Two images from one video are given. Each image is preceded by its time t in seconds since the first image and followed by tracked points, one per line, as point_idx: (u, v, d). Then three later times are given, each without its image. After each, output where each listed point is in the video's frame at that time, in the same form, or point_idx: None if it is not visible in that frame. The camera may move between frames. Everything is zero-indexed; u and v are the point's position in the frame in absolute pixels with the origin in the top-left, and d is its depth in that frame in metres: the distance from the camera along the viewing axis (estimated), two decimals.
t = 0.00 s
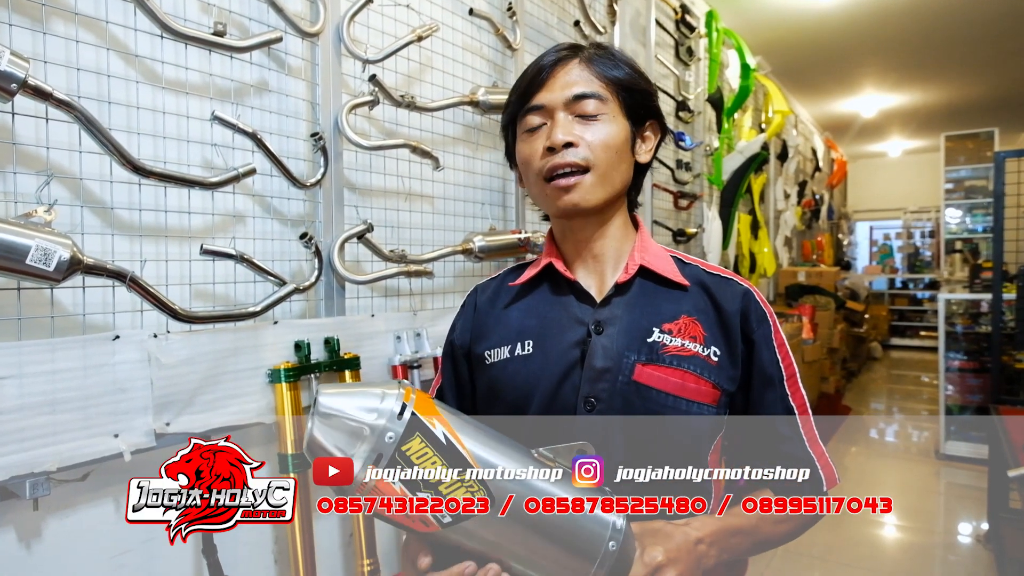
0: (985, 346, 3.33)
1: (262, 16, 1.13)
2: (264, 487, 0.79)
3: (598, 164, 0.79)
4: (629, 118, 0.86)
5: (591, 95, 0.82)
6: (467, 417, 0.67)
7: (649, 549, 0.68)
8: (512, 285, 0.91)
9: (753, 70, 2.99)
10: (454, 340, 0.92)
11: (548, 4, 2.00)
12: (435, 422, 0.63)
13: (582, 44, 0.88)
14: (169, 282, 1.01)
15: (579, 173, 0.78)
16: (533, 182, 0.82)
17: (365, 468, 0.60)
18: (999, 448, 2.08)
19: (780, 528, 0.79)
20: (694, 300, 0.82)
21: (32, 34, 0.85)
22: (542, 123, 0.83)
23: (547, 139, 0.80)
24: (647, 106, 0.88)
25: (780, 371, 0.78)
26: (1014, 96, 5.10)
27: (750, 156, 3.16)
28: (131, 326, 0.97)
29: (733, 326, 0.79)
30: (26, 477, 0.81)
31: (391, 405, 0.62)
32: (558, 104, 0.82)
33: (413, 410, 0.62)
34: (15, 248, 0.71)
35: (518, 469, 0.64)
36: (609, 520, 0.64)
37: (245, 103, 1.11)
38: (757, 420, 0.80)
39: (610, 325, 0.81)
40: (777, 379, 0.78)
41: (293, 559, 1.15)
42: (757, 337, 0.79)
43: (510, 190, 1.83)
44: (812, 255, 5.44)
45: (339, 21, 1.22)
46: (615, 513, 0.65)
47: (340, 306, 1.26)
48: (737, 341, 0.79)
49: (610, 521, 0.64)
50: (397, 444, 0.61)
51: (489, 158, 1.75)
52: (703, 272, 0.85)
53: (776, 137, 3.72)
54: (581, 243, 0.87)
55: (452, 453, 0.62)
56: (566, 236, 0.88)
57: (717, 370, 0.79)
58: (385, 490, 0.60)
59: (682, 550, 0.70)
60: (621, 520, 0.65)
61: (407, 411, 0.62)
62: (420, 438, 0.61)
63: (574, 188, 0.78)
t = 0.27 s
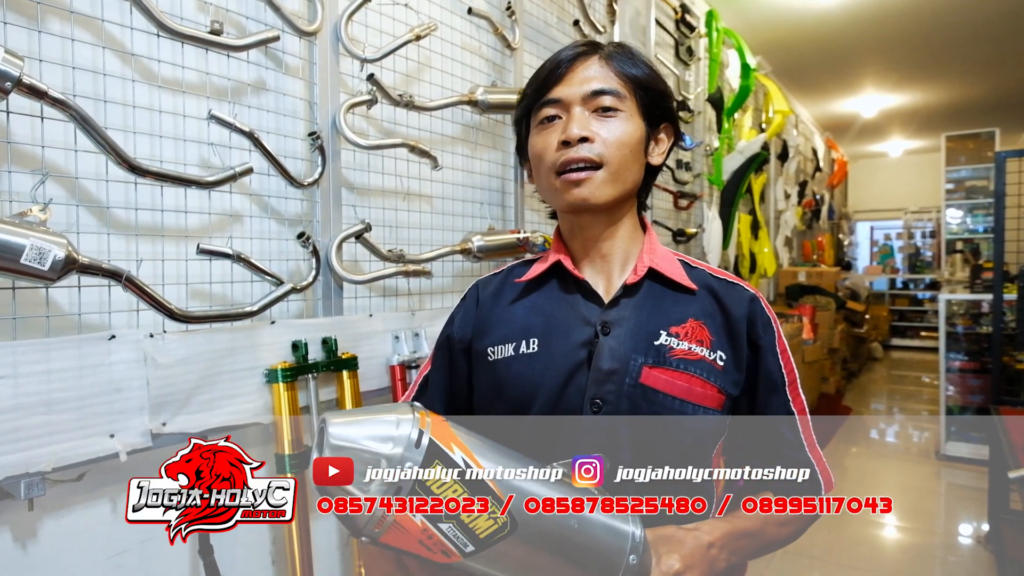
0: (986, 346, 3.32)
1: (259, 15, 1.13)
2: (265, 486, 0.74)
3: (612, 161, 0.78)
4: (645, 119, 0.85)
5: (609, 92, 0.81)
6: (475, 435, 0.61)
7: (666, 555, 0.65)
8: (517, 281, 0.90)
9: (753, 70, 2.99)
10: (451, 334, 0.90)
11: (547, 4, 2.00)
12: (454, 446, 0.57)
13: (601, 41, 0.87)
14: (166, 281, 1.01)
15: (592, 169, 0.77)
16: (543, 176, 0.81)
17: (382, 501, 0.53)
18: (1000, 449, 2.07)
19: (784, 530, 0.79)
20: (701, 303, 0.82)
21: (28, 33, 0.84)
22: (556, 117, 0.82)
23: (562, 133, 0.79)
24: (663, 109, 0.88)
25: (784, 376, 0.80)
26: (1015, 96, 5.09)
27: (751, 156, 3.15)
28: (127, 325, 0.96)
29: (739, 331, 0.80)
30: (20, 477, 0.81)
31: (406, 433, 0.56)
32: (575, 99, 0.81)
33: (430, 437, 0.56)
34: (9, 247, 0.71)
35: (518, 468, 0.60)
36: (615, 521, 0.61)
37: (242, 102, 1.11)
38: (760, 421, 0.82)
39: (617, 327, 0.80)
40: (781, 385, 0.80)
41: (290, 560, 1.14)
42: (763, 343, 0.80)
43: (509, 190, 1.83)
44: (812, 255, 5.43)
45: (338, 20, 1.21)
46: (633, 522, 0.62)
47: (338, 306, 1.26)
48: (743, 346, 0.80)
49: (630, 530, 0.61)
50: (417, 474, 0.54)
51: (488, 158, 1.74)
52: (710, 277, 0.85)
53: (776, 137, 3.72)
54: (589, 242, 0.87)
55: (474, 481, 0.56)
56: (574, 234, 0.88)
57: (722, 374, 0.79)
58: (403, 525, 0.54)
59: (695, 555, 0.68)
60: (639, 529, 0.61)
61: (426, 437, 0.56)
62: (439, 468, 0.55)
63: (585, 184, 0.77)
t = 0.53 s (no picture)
0: (986, 347, 3.32)
1: (255, 14, 1.12)
2: (265, 486, 0.74)
3: (607, 175, 0.78)
4: (648, 129, 0.84)
5: (609, 104, 0.80)
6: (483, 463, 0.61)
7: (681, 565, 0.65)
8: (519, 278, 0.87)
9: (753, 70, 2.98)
10: (446, 323, 0.85)
11: (546, 4, 2.00)
12: (459, 480, 0.56)
13: (608, 44, 0.85)
14: (161, 282, 1.00)
15: (587, 182, 0.77)
16: (542, 184, 0.82)
17: (388, 541, 0.54)
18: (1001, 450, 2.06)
19: (794, 534, 0.78)
20: (701, 307, 0.81)
21: (21, 32, 0.84)
22: (557, 126, 0.82)
23: (559, 146, 0.79)
24: (669, 115, 0.86)
25: (787, 382, 0.80)
26: (1015, 96, 5.09)
27: (751, 156, 3.14)
28: (122, 327, 0.96)
29: (740, 336, 0.79)
30: (13, 480, 0.80)
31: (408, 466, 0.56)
32: (575, 110, 0.80)
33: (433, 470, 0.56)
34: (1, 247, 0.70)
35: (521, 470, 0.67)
36: (615, 518, 0.63)
37: (238, 102, 1.10)
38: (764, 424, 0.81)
39: (616, 327, 0.79)
40: (785, 391, 0.79)
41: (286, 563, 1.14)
42: (765, 350, 0.79)
43: (508, 190, 1.82)
44: (812, 255, 5.42)
45: (334, 20, 1.21)
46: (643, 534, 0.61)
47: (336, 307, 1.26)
48: (743, 350, 0.79)
49: (641, 544, 0.60)
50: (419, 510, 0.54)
51: (486, 158, 1.74)
52: (712, 283, 0.84)
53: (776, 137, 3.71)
54: (589, 247, 0.86)
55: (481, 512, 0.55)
56: (574, 239, 0.87)
57: (721, 379, 0.79)
58: (411, 562, 0.54)
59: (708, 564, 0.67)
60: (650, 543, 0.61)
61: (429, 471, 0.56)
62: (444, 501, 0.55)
63: (580, 197, 0.78)
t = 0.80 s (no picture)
0: (986, 347, 3.32)
1: (252, 13, 1.12)
2: (265, 486, 0.68)
3: (604, 171, 0.77)
4: (646, 122, 0.83)
5: (604, 97, 0.79)
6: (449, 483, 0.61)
7: None
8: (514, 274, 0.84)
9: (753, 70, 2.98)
10: (446, 294, 0.83)
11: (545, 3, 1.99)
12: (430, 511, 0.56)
13: (603, 36, 0.85)
14: (157, 282, 1.00)
15: (583, 178, 0.76)
16: (537, 182, 0.81)
17: (361, 570, 0.55)
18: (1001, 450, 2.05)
19: (791, 542, 0.80)
20: (700, 310, 0.80)
21: (16, 31, 0.83)
22: (551, 121, 0.81)
23: (554, 141, 0.77)
24: (667, 108, 0.86)
25: (789, 389, 0.78)
26: (1014, 96, 5.09)
27: (750, 156, 3.14)
28: (118, 327, 0.95)
29: (738, 340, 0.78)
30: (7, 482, 0.79)
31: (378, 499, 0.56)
32: (569, 103, 0.79)
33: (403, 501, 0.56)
34: None
35: (521, 469, 0.78)
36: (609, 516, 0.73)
37: (235, 101, 1.10)
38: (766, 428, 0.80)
39: (609, 330, 0.78)
40: (789, 398, 0.78)
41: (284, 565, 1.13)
42: (768, 355, 0.78)
43: (506, 190, 1.81)
44: (812, 255, 5.41)
45: (332, 19, 1.20)
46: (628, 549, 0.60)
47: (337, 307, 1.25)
48: (741, 355, 0.78)
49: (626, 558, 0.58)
50: (392, 543, 0.55)
51: (485, 157, 1.73)
52: (713, 284, 0.82)
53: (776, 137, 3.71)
54: (585, 248, 0.85)
55: (453, 539, 0.56)
56: (570, 238, 0.86)
57: (716, 384, 0.77)
58: None
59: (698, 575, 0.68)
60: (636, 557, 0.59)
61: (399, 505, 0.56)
62: (416, 529, 0.55)
63: (576, 194, 0.76)
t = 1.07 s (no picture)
0: (987, 347, 3.31)
1: (254, 11, 1.12)
2: (264, 486, 0.67)
3: (601, 164, 0.76)
4: (645, 118, 0.83)
5: (604, 89, 0.79)
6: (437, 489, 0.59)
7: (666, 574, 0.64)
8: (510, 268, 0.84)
9: (754, 70, 2.98)
10: (444, 284, 0.83)
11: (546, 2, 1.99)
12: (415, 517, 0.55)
13: (603, 30, 0.84)
14: (158, 281, 1.00)
15: (581, 171, 0.76)
16: (535, 173, 0.80)
17: None
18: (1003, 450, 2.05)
19: (793, 535, 0.79)
20: (697, 304, 0.80)
21: (17, 29, 0.83)
22: (550, 111, 0.80)
23: (553, 131, 0.77)
24: (667, 105, 0.86)
25: (788, 380, 0.79)
26: (1015, 96, 5.08)
27: (751, 156, 3.13)
28: (119, 325, 0.95)
29: (736, 333, 0.78)
30: (8, 480, 0.79)
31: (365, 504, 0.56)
32: (569, 94, 0.79)
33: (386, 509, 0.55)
34: None
35: (520, 470, 0.78)
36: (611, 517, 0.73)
37: (236, 100, 1.10)
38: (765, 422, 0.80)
39: (605, 325, 0.77)
40: (788, 392, 0.78)
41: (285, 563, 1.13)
42: (765, 347, 0.78)
43: (508, 189, 1.82)
44: (813, 255, 5.40)
45: (333, 17, 1.20)
46: (620, 547, 0.59)
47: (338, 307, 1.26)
48: (739, 348, 0.78)
49: (618, 557, 0.58)
50: (376, 554, 0.54)
51: (486, 156, 1.73)
52: (710, 278, 0.82)
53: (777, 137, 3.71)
54: (581, 244, 0.85)
55: (440, 549, 0.54)
56: (566, 232, 0.85)
57: (715, 379, 0.77)
58: None
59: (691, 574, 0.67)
60: (629, 556, 0.59)
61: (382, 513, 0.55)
62: (400, 541, 0.54)
63: (574, 187, 0.76)
